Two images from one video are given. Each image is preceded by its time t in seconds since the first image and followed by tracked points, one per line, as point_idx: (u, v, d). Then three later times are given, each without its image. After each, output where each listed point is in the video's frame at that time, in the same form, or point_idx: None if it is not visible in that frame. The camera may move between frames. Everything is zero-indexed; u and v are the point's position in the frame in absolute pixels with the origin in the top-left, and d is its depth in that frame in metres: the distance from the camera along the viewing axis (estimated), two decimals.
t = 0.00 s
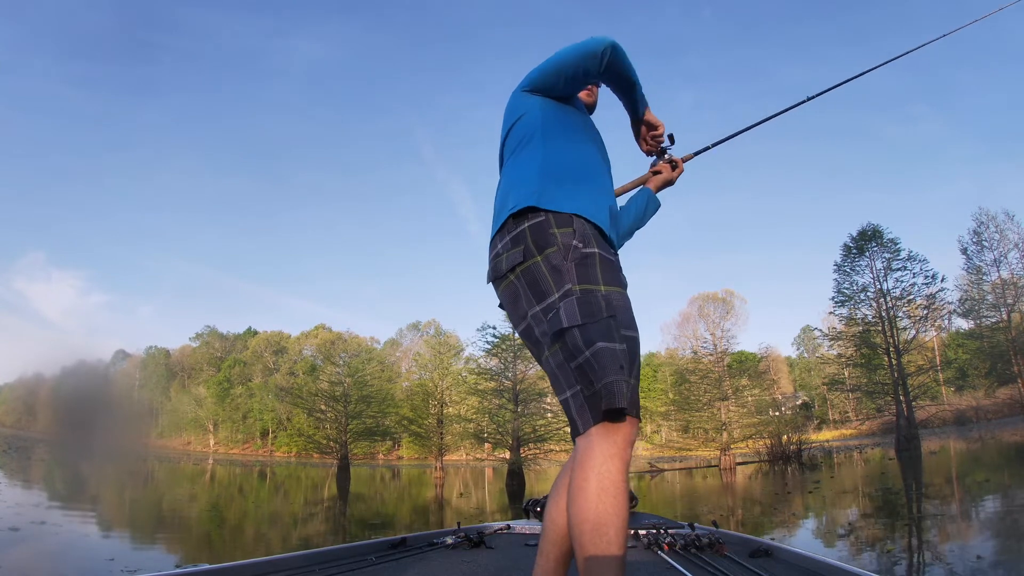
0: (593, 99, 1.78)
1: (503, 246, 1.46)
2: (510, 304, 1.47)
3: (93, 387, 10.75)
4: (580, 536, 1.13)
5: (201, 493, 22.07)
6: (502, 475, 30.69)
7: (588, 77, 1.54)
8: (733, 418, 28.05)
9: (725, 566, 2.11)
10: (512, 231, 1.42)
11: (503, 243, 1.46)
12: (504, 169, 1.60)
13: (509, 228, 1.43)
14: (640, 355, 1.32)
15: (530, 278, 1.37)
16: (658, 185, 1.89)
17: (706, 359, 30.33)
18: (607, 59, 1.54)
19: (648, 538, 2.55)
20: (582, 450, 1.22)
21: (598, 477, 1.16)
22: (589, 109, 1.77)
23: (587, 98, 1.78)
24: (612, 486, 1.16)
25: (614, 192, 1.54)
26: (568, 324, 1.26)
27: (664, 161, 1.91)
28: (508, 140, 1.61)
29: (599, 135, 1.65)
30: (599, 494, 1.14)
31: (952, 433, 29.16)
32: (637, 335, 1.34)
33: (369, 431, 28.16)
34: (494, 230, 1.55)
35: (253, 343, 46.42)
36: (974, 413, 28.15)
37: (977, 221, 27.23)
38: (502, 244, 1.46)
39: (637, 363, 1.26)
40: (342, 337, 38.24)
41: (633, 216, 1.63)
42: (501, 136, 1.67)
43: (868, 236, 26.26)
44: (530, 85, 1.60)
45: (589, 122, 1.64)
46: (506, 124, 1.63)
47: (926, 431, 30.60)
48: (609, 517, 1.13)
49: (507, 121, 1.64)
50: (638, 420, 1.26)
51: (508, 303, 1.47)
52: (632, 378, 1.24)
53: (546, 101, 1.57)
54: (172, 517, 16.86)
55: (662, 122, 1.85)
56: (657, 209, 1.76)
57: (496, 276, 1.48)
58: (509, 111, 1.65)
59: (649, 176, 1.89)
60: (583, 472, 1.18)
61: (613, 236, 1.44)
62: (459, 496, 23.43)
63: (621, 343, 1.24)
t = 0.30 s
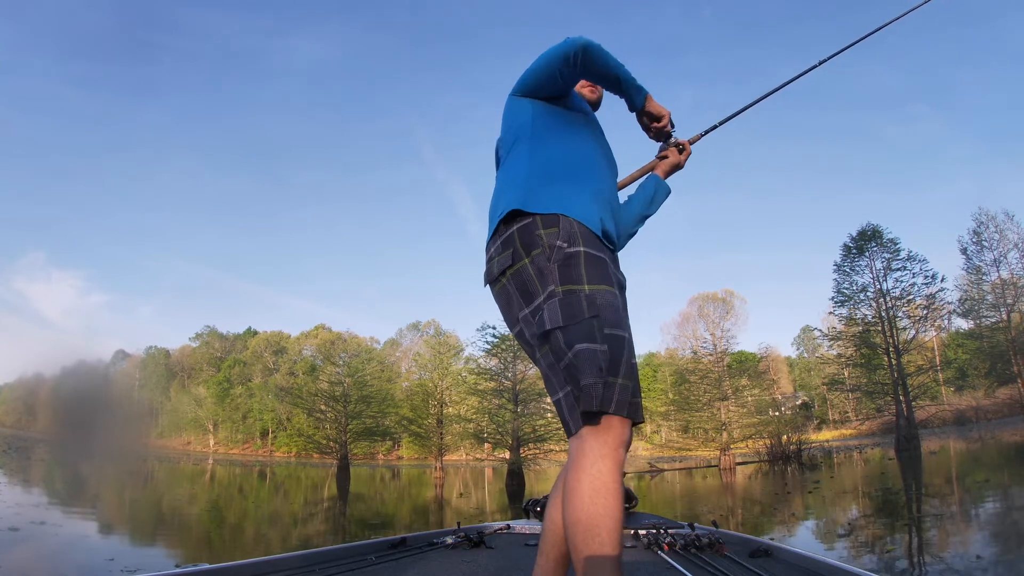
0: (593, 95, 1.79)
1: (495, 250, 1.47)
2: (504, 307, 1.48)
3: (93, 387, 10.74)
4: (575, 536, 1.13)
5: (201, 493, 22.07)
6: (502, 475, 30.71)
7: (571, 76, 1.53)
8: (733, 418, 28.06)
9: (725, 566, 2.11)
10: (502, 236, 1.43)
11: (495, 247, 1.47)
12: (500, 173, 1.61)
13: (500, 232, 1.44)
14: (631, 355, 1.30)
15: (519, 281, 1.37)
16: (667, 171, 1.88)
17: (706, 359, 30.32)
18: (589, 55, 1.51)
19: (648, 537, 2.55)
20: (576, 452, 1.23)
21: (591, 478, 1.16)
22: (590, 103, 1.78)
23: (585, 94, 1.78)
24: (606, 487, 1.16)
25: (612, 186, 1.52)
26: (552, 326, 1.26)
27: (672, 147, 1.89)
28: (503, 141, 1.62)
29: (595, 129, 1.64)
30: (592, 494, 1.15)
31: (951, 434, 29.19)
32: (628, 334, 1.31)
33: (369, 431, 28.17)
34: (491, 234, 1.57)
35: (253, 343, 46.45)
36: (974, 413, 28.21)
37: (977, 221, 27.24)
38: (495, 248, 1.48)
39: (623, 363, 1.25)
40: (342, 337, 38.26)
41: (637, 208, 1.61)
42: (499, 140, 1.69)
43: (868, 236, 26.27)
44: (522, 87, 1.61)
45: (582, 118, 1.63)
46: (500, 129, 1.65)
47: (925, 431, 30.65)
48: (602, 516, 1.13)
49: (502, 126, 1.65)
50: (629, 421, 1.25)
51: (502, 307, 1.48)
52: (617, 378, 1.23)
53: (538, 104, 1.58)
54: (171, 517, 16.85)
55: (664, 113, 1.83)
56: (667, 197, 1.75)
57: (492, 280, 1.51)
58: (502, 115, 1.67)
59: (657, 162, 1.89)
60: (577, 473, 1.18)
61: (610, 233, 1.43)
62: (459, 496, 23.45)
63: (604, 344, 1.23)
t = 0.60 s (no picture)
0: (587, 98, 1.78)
1: (503, 249, 1.46)
2: (513, 306, 1.48)
3: (93, 388, 10.74)
4: (578, 536, 1.13)
5: (201, 494, 22.06)
6: (501, 475, 30.71)
7: (573, 80, 1.53)
8: (733, 418, 28.07)
9: (725, 566, 2.11)
10: (511, 235, 1.43)
11: (504, 246, 1.47)
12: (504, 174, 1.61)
13: (509, 231, 1.44)
14: (642, 353, 1.30)
15: (528, 280, 1.37)
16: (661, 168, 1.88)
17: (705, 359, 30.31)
18: (585, 62, 1.50)
19: (648, 538, 2.55)
20: (582, 451, 1.22)
21: (596, 477, 1.16)
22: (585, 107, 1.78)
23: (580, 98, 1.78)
24: (612, 487, 1.16)
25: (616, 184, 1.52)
26: (562, 324, 1.26)
27: (663, 144, 1.90)
28: (504, 145, 1.62)
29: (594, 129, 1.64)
30: (599, 494, 1.15)
31: (951, 434, 29.20)
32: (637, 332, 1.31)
33: (369, 431, 28.17)
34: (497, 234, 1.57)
35: (252, 343, 46.48)
36: (974, 413, 28.25)
37: (976, 221, 27.23)
38: (503, 248, 1.47)
39: (634, 360, 1.24)
40: (341, 337, 38.28)
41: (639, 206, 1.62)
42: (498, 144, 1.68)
43: (867, 236, 26.28)
44: (519, 89, 1.60)
45: (582, 118, 1.62)
46: (500, 131, 1.64)
47: (925, 431, 30.65)
48: (606, 516, 1.13)
49: (501, 130, 1.65)
50: (637, 420, 1.25)
51: (511, 306, 1.48)
52: (629, 374, 1.23)
53: (538, 107, 1.58)
54: (171, 517, 16.85)
55: (657, 113, 1.83)
56: (663, 194, 1.75)
57: (500, 279, 1.51)
58: (501, 118, 1.65)
59: (650, 159, 1.89)
60: (582, 472, 1.18)
61: (617, 231, 1.43)
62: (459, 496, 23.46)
63: (616, 340, 1.23)
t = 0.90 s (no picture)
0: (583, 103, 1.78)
1: (512, 250, 1.46)
2: (521, 306, 1.47)
3: (93, 388, 10.73)
4: (583, 536, 1.13)
5: (200, 494, 22.05)
6: (501, 475, 30.71)
7: (578, 84, 1.54)
8: (733, 418, 28.08)
9: (726, 566, 2.11)
10: (520, 235, 1.42)
11: (512, 246, 1.46)
12: (505, 175, 1.59)
13: (518, 232, 1.43)
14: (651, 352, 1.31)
15: (540, 282, 1.36)
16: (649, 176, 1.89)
17: (705, 359, 30.29)
18: (592, 68, 1.52)
19: (649, 538, 2.55)
20: (588, 450, 1.23)
21: (603, 476, 1.16)
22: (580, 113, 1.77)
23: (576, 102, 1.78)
24: (617, 486, 1.16)
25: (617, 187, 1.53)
26: (576, 323, 1.27)
27: (651, 152, 1.92)
28: (504, 146, 1.62)
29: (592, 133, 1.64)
30: (604, 492, 1.15)
31: (951, 434, 29.22)
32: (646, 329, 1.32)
33: (368, 431, 28.15)
34: (500, 235, 1.55)
35: (251, 343, 46.50)
36: (973, 413, 28.31)
37: (976, 221, 27.22)
38: (510, 249, 1.47)
39: (645, 358, 1.26)
40: (341, 337, 38.31)
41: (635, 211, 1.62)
42: (496, 145, 1.67)
43: (867, 236, 26.30)
44: (519, 90, 1.60)
45: (582, 121, 1.63)
46: (500, 131, 1.63)
47: (924, 431, 30.70)
48: (612, 515, 1.13)
49: (500, 130, 1.64)
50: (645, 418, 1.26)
51: (518, 306, 1.48)
52: (642, 372, 1.24)
53: (540, 108, 1.58)
54: (171, 517, 16.85)
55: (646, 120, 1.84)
56: (654, 200, 1.76)
57: (507, 279, 1.49)
58: (500, 121, 1.64)
59: (638, 166, 1.89)
60: (589, 470, 1.18)
61: (622, 232, 1.43)
62: (458, 496, 23.48)
63: (630, 339, 1.25)
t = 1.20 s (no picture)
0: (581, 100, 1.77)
1: (507, 252, 1.46)
2: (517, 309, 1.47)
3: (92, 387, 10.75)
4: (581, 536, 1.14)
5: (199, 494, 22.03)
6: (500, 475, 30.71)
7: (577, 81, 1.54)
8: (732, 418, 28.07)
9: (725, 566, 2.11)
10: (516, 236, 1.42)
11: (508, 248, 1.47)
12: (501, 175, 1.59)
13: (513, 232, 1.43)
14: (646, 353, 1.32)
15: (536, 283, 1.37)
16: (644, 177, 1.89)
17: (704, 359, 30.28)
18: (596, 63, 1.52)
19: (649, 538, 2.56)
20: (586, 449, 1.23)
21: (600, 477, 1.16)
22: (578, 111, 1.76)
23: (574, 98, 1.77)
24: (615, 485, 1.16)
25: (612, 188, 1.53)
26: (572, 325, 1.27)
27: (646, 154, 1.92)
28: (502, 144, 1.62)
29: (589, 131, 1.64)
30: (602, 492, 1.15)
31: (950, 434, 29.24)
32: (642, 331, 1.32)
33: (368, 431, 28.14)
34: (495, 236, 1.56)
35: (251, 343, 46.52)
36: (972, 413, 28.34)
37: (975, 221, 27.21)
38: (505, 249, 1.47)
39: (641, 359, 1.26)
40: (340, 337, 38.32)
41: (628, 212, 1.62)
42: (494, 141, 1.67)
43: (867, 236, 26.30)
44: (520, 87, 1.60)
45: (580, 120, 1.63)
46: (499, 128, 1.63)
47: (923, 431, 30.72)
48: (610, 515, 1.14)
49: (498, 126, 1.64)
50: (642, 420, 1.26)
51: (514, 308, 1.49)
52: (638, 372, 1.24)
53: (537, 105, 1.58)
54: (170, 517, 16.84)
55: (642, 118, 1.83)
56: (647, 203, 1.76)
57: (503, 281, 1.49)
58: (499, 117, 1.64)
59: (633, 167, 1.89)
60: (587, 471, 1.18)
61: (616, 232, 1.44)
62: (457, 496, 23.48)
63: (627, 342, 1.25)
